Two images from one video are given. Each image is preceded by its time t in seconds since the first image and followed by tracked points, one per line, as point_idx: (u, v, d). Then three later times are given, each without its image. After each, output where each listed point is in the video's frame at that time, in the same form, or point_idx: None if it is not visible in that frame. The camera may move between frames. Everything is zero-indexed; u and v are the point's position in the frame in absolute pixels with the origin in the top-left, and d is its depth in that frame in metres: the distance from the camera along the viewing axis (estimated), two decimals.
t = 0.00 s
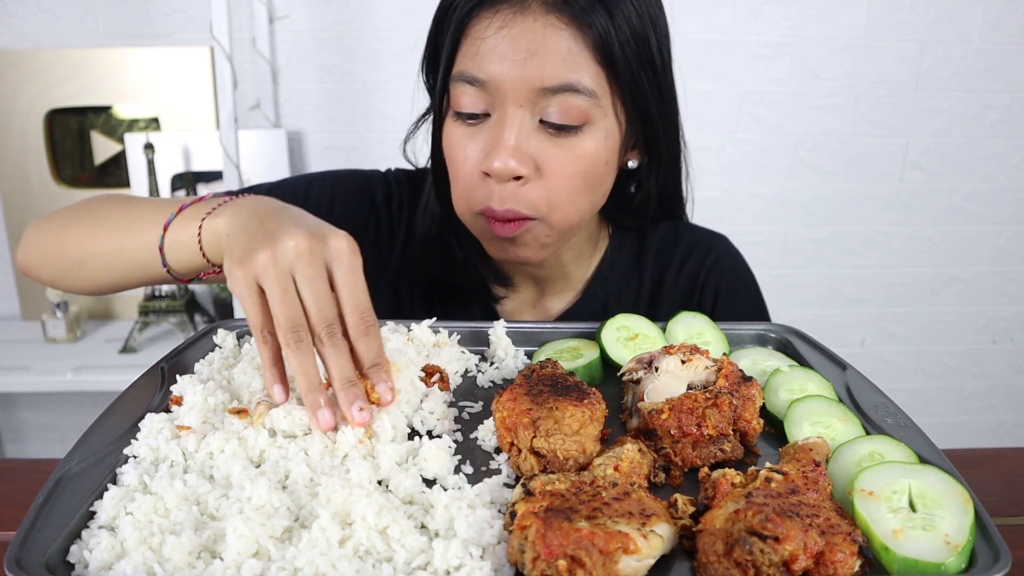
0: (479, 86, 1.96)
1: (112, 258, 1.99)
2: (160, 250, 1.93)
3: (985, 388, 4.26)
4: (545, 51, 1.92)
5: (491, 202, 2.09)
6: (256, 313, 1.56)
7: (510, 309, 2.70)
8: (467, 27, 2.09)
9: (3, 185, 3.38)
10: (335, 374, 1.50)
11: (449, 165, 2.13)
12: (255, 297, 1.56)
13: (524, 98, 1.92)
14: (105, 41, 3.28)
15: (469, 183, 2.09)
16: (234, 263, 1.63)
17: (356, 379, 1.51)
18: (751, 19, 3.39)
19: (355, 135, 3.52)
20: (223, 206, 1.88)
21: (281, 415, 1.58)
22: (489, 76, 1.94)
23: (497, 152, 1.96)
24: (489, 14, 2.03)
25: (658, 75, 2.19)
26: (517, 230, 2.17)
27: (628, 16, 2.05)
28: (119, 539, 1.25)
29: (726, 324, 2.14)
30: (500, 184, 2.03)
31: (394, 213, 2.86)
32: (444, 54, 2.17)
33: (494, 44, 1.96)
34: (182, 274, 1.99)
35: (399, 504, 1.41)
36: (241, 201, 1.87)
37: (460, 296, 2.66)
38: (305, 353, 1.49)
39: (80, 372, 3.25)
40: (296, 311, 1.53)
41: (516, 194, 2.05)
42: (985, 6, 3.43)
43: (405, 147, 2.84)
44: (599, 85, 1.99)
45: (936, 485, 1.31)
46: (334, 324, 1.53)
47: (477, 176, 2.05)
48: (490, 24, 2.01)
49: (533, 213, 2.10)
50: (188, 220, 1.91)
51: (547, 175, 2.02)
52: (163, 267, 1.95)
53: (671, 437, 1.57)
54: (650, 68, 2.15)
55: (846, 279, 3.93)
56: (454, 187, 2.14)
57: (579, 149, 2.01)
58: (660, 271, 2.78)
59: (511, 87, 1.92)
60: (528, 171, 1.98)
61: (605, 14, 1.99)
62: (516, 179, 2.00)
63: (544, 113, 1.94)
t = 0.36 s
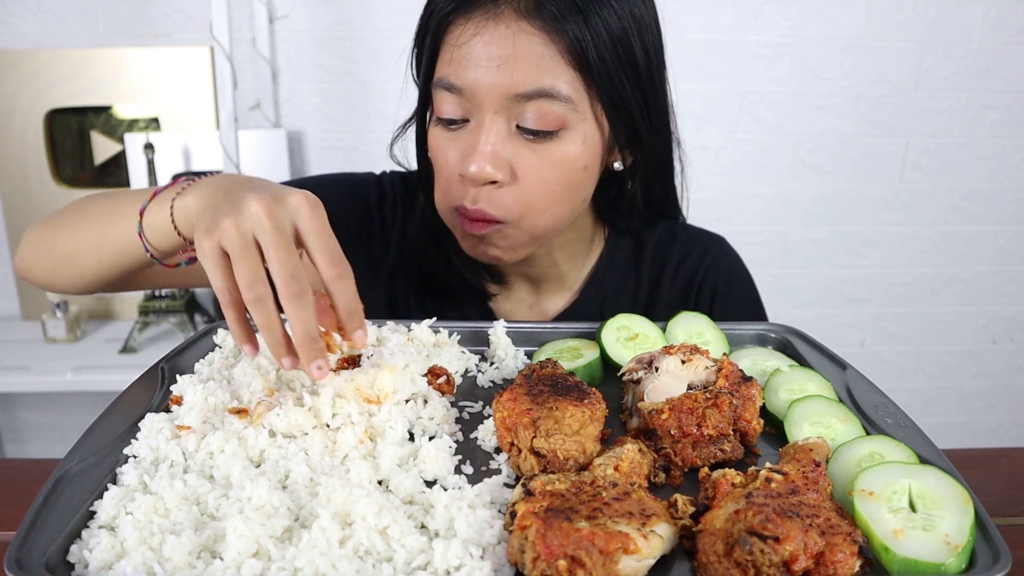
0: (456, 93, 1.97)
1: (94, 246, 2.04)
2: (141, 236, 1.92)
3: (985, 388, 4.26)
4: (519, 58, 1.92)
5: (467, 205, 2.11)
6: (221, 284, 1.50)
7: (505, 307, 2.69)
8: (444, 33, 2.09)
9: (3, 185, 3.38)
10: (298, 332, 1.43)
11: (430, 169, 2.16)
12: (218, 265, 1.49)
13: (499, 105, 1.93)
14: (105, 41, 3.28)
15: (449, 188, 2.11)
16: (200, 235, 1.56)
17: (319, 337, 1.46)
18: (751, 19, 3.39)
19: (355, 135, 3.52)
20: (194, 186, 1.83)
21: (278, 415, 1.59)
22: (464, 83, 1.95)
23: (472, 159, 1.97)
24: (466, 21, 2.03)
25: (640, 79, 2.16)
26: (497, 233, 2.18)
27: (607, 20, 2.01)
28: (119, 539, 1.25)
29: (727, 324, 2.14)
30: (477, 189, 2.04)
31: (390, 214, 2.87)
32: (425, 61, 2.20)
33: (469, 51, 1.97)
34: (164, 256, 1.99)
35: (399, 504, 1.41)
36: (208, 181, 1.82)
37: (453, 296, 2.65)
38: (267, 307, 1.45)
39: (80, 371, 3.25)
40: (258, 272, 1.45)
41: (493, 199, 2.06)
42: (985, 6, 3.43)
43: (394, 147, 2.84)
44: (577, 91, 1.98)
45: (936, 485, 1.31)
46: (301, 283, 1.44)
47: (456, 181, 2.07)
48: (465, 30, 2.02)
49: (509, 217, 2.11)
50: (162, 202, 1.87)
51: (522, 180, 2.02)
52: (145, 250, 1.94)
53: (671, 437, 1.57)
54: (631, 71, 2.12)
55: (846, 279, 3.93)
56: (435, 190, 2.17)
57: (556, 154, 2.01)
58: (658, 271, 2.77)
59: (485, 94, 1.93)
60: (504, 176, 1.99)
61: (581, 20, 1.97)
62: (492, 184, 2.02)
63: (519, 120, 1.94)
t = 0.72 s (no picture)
0: (448, 99, 1.97)
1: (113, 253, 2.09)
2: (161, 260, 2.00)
3: (985, 388, 4.26)
4: (510, 65, 1.92)
5: (459, 213, 2.11)
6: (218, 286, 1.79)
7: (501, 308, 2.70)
8: (437, 37, 2.09)
9: (3, 186, 3.38)
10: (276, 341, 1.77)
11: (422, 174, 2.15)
12: (217, 272, 1.79)
13: (490, 112, 1.93)
14: (106, 41, 3.28)
15: (440, 196, 2.11)
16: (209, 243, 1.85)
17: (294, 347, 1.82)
18: (752, 19, 3.38)
19: (355, 136, 3.52)
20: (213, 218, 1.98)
21: (278, 416, 1.59)
22: (456, 89, 1.95)
23: (462, 166, 1.97)
24: (458, 26, 2.03)
25: (635, 87, 2.15)
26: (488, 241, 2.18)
27: (600, 28, 2.01)
28: (119, 539, 1.25)
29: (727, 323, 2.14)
30: (468, 196, 2.04)
31: (378, 219, 2.85)
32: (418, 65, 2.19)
33: (461, 57, 1.96)
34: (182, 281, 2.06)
35: (399, 504, 1.41)
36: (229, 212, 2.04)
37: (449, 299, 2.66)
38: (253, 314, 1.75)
39: (80, 372, 3.25)
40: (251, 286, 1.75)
41: (482, 206, 2.06)
42: (986, 6, 3.43)
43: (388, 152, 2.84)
44: (569, 100, 1.98)
45: (936, 485, 1.31)
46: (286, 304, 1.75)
47: (447, 188, 2.07)
48: (458, 36, 2.02)
49: (499, 225, 2.11)
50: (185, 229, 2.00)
51: (513, 188, 2.02)
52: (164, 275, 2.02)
53: (670, 437, 1.57)
54: (626, 80, 2.11)
55: (846, 279, 3.93)
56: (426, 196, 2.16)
57: (547, 163, 2.01)
58: (656, 271, 2.77)
59: (475, 101, 1.93)
60: (495, 184, 1.99)
61: (574, 28, 1.97)
62: (483, 192, 2.01)
63: (510, 127, 1.94)
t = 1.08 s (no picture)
0: (454, 94, 1.97)
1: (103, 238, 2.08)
2: (137, 250, 1.92)
3: (985, 387, 4.26)
4: (517, 56, 1.92)
5: (468, 205, 2.12)
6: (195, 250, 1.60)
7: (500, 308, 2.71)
8: (440, 34, 2.09)
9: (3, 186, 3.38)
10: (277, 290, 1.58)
11: (429, 171, 2.15)
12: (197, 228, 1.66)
13: (498, 105, 1.93)
14: (106, 41, 3.28)
15: (448, 190, 2.11)
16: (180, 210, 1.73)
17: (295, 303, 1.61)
18: (751, 20, 3.39)
19: (355, 135, 3.52)
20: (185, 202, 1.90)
21: (278, 415, 1.59)
22: (462, 83, 1.95)
23: (472, 159, 1.97)
24: (461, 21, 2.03)
25: (639, 79, 2.16)
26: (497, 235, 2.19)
27: (604, 20, 2.02)
28: (119, 539, 1.25)
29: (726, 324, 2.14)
30: (477, 188, 2.05)
31: (375, 221, 2.85)
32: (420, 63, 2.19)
33: (466, 51, 1.97)
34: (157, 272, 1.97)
35: (399, 504, 1.41)
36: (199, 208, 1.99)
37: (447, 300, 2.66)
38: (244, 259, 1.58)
39: (80, 371, 3.25)
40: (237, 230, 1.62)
41: (492, 198, 2.07)
42: (985, 6, 3.43)
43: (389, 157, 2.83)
44: (575, 91, 1.99)
45: (936, 485, 1.31)
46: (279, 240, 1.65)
47: (456, 182, 2.07)
48: (462, 31, 2.02)
49: (510, 217, 2.12)
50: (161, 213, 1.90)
51: (523, 178, 2.03)
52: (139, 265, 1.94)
53: (671, 437, 1.57)
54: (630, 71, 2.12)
55: (846, 280, 3.93)
56: (434, 193, 2.17)
57: (557, 153, 2.02)
58: (654, 272, 2.78)
59: (483, 93, 1.93)
60: (505, 176, 2.00)
61: (578, 20, 1.97)
62: (493, 184, 2.02)
63: (519, 119, 1.95)
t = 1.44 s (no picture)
0: (463, 90, 1.96)
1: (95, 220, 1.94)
2: (165, 245, 1.83)
3: (985, 387, 4.26)
4: (527, 52, 1.92)
5: (479, 203, 2.12)
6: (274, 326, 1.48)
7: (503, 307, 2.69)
8: (448, 31, 2.08)
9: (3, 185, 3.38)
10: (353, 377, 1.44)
11: (436, 168, 2.15)
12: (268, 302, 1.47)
13: (508, 100, 1.93)
14: (106, 41, 3.28)
15: (457, 188, 2.11)
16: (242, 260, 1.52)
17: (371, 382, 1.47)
18: (751, 19, 3.39)
19: (355, 135, 3.52)
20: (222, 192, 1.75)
21: (277, 415, 1.59)
22: (471, 79, 1.94)
23: (482, 155, 1.97)
24: (470, 17, 2.03)
25: (646, 74, 2.17)
26: (509, 232, 2.20)
27: (611, 15, 2.03)
28: (119, 539, 1.25)
29: (726, 324, 2.14)
30: (488, 186, 2.05)
31: (385, 216, 2.86)
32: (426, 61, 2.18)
33: (476, 46, 1.96)
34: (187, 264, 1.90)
35: (399, 504, 1.42)
36: (239, 187, 1.75)
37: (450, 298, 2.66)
38: (321, 355, 1.44)
39: (80, 371, 3.25)
40: (310, 315, 1.44)
41: (502, 195, 2.07)
42: (985, 6, 3.43)
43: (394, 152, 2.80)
44: (584, 85, 1.99)
45: (936, 485, 1.31)
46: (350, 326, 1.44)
47: (464, 179, 2.07)
48: (470, 27, 2.01)
49: (521, 215, 2.13)
50: (190, 208, 1.79)
51: (534, 175, 2.03)
52: (170, 262, 1.86)
53: (671, 437, 1.57)
54: (636, 65, 2.12)
55: (846, 279, 3.93)
56: (442, 189, 2.16)
57: (567, 148, 2.01)
58: (658, 272, 2.77)
59: (493, 89, 1.92)
60: (515, 172, 1.99)
61: (587, 13, 1.97)
62: (503, 180, 2.02)
63: (529, 115, 1.95)
